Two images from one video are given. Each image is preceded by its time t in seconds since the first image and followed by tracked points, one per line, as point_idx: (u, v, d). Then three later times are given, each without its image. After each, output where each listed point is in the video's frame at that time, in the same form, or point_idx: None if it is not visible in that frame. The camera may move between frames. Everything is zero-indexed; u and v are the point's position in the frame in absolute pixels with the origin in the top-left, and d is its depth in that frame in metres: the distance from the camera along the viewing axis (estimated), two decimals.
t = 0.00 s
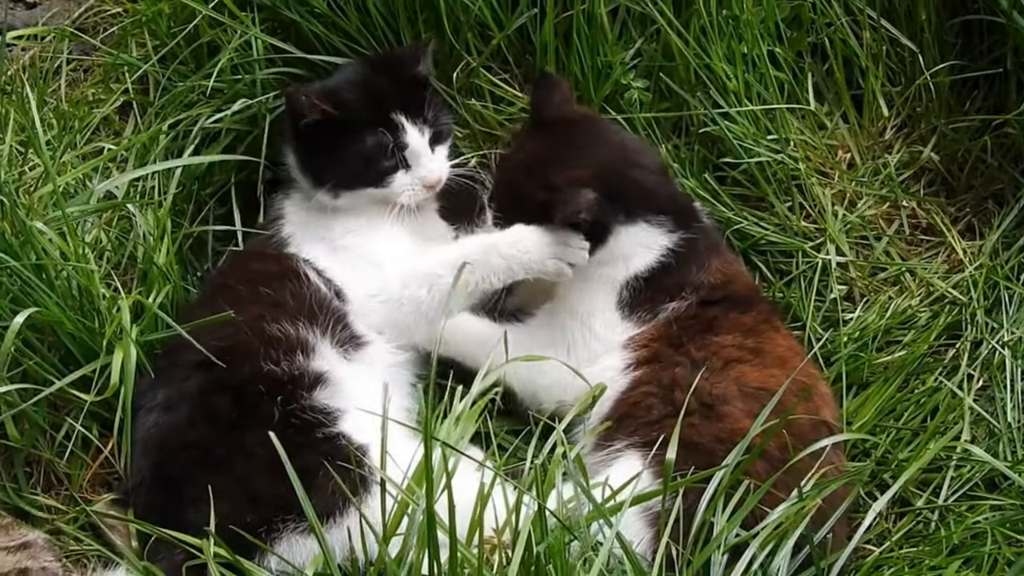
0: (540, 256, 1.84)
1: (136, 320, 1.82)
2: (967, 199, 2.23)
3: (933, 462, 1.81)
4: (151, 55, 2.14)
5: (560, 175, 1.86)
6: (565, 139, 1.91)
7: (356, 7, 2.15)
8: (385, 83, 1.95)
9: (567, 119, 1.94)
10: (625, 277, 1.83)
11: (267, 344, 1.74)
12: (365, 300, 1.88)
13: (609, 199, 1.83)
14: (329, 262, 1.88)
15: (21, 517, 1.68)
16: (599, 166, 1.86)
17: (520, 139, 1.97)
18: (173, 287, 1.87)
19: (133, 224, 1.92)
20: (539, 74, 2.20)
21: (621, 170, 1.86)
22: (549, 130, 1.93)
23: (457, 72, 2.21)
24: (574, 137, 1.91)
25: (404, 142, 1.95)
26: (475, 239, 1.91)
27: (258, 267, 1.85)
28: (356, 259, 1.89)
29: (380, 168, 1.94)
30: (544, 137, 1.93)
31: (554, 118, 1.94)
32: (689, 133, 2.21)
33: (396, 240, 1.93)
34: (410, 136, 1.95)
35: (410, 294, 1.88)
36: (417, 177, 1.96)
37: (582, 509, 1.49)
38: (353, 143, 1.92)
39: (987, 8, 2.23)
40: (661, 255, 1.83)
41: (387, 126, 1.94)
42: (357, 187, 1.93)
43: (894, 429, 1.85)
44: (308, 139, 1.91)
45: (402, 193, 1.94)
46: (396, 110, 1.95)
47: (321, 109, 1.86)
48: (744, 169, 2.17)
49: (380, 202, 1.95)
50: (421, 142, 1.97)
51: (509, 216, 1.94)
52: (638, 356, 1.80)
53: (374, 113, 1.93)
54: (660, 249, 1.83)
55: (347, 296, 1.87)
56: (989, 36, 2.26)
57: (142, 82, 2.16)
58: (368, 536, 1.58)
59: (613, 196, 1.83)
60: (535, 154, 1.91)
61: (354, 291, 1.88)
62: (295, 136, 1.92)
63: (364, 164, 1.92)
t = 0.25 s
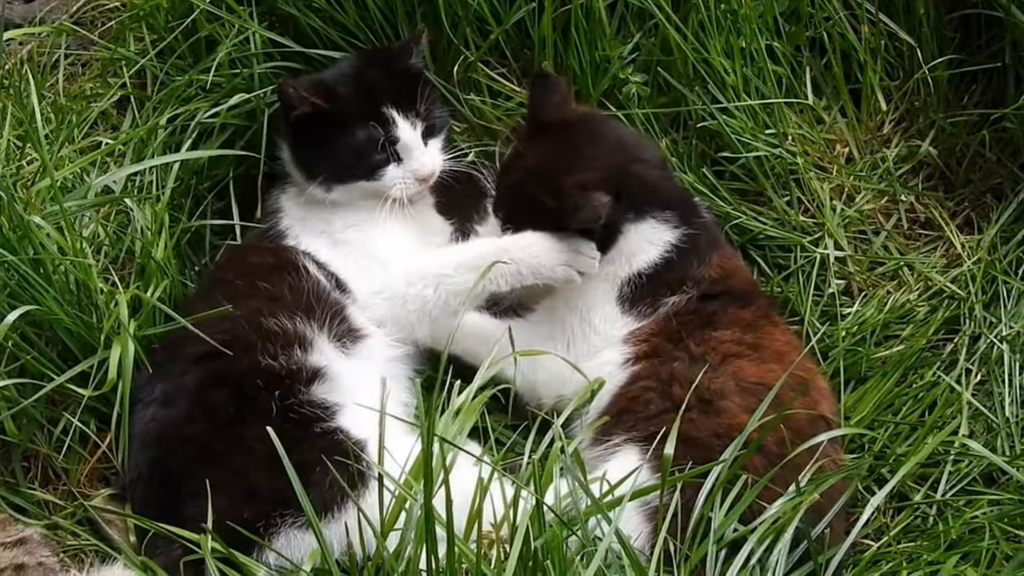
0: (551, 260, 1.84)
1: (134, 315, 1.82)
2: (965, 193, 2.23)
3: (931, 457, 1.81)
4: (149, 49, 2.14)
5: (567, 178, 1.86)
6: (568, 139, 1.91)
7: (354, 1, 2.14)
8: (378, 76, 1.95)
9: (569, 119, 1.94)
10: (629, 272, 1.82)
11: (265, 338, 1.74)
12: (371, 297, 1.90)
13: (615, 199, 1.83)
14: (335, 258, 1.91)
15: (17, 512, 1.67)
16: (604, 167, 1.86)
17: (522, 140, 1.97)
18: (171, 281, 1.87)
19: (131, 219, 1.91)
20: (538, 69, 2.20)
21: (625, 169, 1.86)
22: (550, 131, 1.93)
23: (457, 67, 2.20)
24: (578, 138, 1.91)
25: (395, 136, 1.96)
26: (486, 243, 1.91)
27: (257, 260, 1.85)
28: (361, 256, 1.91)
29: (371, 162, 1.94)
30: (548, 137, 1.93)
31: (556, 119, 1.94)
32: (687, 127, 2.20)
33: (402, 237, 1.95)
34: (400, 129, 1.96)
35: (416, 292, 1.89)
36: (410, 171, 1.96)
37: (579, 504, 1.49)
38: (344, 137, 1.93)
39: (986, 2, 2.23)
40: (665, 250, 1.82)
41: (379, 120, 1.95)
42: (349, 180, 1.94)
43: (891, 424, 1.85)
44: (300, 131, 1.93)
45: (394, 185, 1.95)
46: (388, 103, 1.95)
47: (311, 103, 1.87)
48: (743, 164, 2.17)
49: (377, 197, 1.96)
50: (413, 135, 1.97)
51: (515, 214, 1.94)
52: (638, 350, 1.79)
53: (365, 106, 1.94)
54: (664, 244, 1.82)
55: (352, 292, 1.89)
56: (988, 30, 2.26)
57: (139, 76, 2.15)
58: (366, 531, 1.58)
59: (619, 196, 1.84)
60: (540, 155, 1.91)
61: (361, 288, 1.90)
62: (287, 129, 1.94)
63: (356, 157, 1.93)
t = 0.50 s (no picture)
0: (554, 261, 1.84)
1: (131, 312, 1.82)
2: (962, 188, 2.23)
3: (929, 453, 1.81)
4: (146, 45, 2.13)
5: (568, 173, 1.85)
6: (568, 137, 1.91)
7: None
8: (371, 73, 1.95)
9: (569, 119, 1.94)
10: (625, 268, 1.83)
11: (262, 336, 1.73)
12: (371, 295, 1.90)
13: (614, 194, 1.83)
14: (334, 255, 1.91)
15: (14, 509, 1.67)
16: (603, 164, 1.86)
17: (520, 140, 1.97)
18: (168, 278, 1.87)
19: (128, 216, 1.91)
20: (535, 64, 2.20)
21: (624, 166, 1.86)
22: (549, 130, 1.94)
23: (454, 63, 2.19)
24: (577, 136, 1.91)
25: (389, 132, 1.96)
26: (487, 242, 1.91)
27: (253, 257, 1.85)
28: (360, 253, 1.91)
29: (366, 159, 1.94)
30: (547, 136, 1.93)
31: (555, 117, 1.94)
32: (685, 123, 2.20)
33: (401, 235, 1.95)
34: (394, 126, 1.96)
35: (416, 290, 1.89)
36: (405, 166, 1.96)
37: (577, 500, 1.49)
38: (338, 134, 1.93)
39: None
40: (661, 246, 1.82)
41: (372, 116, 1.95)
42: (344, 176, 1.94)
43: (889, 420, 1.85)
44: (294, 129, 1.93)
45: (388, 181, 1.95)
46: (381, 100, 1.95)
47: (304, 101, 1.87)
48: (740, 159, 2.17)
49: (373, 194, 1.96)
50: (407, 131, 1.97)
51: (514, 212, 1.93)
52: (636, 345, 1.79)
53: (358, 103, 1.94)
54: (660, 240, 1.82)
55: (352, 289, 1.90)
56: (985, 26, 2.26)
57: (136, 72, 2.15)
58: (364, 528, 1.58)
59: (618, 193, 1.83)
60: (540, 152, 1.91)
61: (361, 285, 1.90)
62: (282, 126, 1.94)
63: (350, 154, 1.93)
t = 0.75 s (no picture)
0: (555, 256, 1.83)
1: (130, 308, 1.82)
2: (961, 185, 2.23)
3: (928, 449, 1.81)
4: (144, 42, 2.13)
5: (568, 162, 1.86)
6: (568, 130, 1.91)
7: None
8: (368, 69, 1.95)
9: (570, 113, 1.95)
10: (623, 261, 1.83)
11: (260, 333, 1.73)
12: (372, 292, 1.90)
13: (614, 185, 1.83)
14: (333, 252, 1.91)
15: (12, 506, 1.66)
16: (603, 156, 1.86)
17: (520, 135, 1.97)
18: (166, 275, 1.87)
19: (126, 212, 1.91)
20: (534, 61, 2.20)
21: (624, 160, 1.86)
22: (549, 124, 1.94)
23: (453, 60, 2.19)
24: (577, 129, 1.91)
25: (387, 128, 1.95)
26: (488, 238, 1.90)
27: (252, 253, 1.85)
28: (359, 249, 1.92)
29: (364, 155, 1.94)
30: (547, 129, 1.93)
31: (556, 111, 1.95)
32: (683, 120, 2.20)
33: (400, 231, 1.96)
34: (391, 121, 1.96)
35: (416, 286, 1.89)
36: (402, 162, 1.97)
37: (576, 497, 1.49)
38: (336, 130, 1.92)
39: None
40: (659, 241, 1.82)
41: (369, 112, 1.94)
42: (342, 173, 1.94)
43: (888, 416, 1.85)
44: (292, 126, 1.92)
45: (387, 177, 1.95)
46: (378, 95, 1.95)
47: (301, 98, 1.87)
48: (739, 156, 2.16)
49: (371, 191, 1.96)
50: (404, 126, 1.97)
51: (513, 204, 1.93)
52: (635, 341, 1.80)
53: (355, 99, 1.94)
54: (659, 235, 1.82)
55: (351, 286, 1.90)
56: (983, 22, 2.26)
57: (134, 69, 2.15)
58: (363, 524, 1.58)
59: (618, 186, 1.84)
60: (540, 144, 1.92)
61: (361, 282, 1.90)
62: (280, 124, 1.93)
63: (348, 150, 1.93)
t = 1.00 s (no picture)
0: (557, 254, 1.83)
1: (130, 304, 1.82)
2: (961, 181, 2.23)
3: (928, 446, 1.81)
4: (144, 38, 2.12)
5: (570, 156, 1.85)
6: (571, 125, 1.91)
7: None
8: (368, 65, 1.95)
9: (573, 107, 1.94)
10: (623, 257, 1.83)
11: (260, 330, 1.74)
12: (373, 289, 1.90)
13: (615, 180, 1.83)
14: (334, 248, 1.92)
15: (12, 502, 1.67)
16: (605, 151, 1.85)
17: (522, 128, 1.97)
18: (167, 271, 1.87)
19: (127, 209, 1.91)
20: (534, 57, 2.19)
21: (625, 156, 1.86)
22: (551, 118, 1.94)
23: (453, 56, 2.20)
24: (579, 124, 1.91)
25: (387, 124, 1.95)
26: (489, 236, 1.91)
27: (252, 249, 1.85)
28: (361, 247, 1.92)
29: (364, 151, 1.94)
30: (550, 123, 1.93)
31: (559, 105, 1.95)
32: (684, 117, 2.20)
33: (401, 229, 1.96)
34: (392, 117, 1.95)
35: (418, 284, 1.89)
36: (403, 158, 1.96)
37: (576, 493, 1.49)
38: (336, 126, 1.92)
39: None
40: (659, 237, 1.82)
41: (369, 108, 1.94)
42: (343, 169, 1.93)
43: (888, 413, 1.85)
44: (292, 123, 1.92)
45: (387, 173, 1.95)
46: (378, 92, 1.95)
47: (301, 94, 1.86)
48: (739, 153, 2.17)
49: (371, 188, 1.96)
50: (405, 123, 1.96)
51: (514, 197, 1.92)
52: (635, 338, 1.80)
53: (356, 95, 1.93)
54: (658, 231, 1.82)
55: (352, 283, 1.90)
56: (983, 19, 2.26)
57: (135, 65, 2.15)
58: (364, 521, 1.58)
59: (619, 181, 1.83)
60: (542, 138, 1.91)
61: (362, 279, 1.90)
62: (280, 120, 1.93)
63: (348, 146, 1.92)
